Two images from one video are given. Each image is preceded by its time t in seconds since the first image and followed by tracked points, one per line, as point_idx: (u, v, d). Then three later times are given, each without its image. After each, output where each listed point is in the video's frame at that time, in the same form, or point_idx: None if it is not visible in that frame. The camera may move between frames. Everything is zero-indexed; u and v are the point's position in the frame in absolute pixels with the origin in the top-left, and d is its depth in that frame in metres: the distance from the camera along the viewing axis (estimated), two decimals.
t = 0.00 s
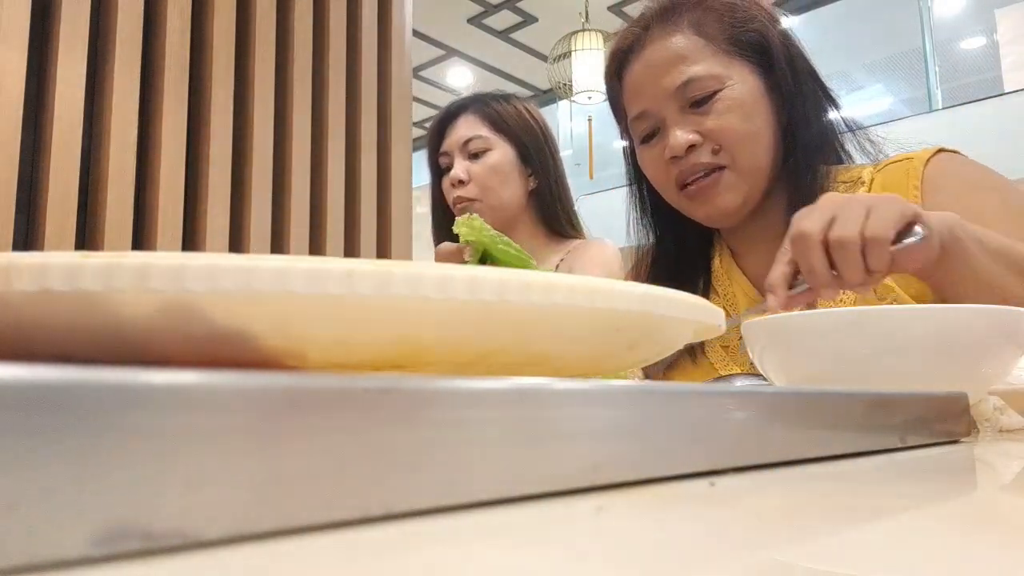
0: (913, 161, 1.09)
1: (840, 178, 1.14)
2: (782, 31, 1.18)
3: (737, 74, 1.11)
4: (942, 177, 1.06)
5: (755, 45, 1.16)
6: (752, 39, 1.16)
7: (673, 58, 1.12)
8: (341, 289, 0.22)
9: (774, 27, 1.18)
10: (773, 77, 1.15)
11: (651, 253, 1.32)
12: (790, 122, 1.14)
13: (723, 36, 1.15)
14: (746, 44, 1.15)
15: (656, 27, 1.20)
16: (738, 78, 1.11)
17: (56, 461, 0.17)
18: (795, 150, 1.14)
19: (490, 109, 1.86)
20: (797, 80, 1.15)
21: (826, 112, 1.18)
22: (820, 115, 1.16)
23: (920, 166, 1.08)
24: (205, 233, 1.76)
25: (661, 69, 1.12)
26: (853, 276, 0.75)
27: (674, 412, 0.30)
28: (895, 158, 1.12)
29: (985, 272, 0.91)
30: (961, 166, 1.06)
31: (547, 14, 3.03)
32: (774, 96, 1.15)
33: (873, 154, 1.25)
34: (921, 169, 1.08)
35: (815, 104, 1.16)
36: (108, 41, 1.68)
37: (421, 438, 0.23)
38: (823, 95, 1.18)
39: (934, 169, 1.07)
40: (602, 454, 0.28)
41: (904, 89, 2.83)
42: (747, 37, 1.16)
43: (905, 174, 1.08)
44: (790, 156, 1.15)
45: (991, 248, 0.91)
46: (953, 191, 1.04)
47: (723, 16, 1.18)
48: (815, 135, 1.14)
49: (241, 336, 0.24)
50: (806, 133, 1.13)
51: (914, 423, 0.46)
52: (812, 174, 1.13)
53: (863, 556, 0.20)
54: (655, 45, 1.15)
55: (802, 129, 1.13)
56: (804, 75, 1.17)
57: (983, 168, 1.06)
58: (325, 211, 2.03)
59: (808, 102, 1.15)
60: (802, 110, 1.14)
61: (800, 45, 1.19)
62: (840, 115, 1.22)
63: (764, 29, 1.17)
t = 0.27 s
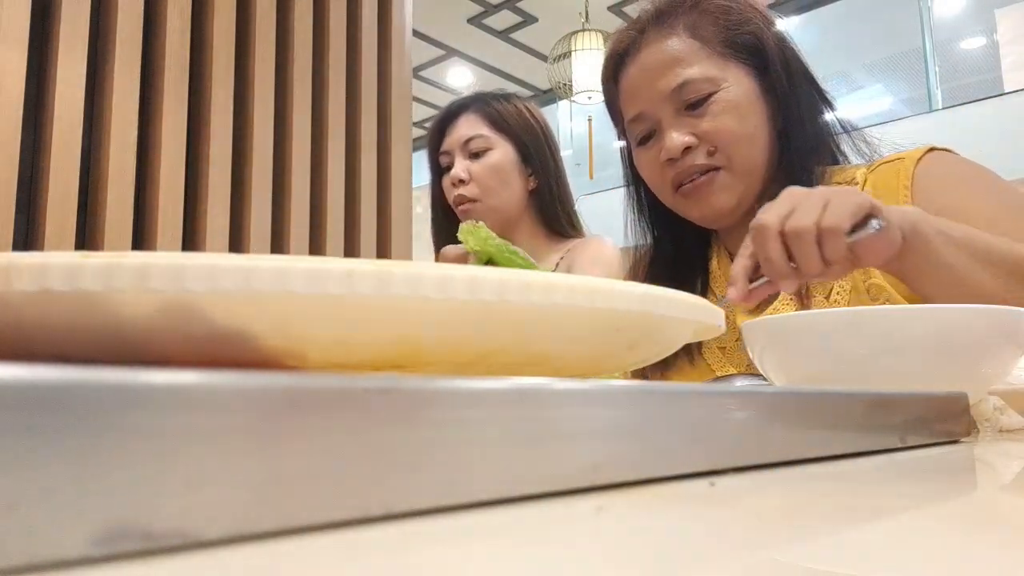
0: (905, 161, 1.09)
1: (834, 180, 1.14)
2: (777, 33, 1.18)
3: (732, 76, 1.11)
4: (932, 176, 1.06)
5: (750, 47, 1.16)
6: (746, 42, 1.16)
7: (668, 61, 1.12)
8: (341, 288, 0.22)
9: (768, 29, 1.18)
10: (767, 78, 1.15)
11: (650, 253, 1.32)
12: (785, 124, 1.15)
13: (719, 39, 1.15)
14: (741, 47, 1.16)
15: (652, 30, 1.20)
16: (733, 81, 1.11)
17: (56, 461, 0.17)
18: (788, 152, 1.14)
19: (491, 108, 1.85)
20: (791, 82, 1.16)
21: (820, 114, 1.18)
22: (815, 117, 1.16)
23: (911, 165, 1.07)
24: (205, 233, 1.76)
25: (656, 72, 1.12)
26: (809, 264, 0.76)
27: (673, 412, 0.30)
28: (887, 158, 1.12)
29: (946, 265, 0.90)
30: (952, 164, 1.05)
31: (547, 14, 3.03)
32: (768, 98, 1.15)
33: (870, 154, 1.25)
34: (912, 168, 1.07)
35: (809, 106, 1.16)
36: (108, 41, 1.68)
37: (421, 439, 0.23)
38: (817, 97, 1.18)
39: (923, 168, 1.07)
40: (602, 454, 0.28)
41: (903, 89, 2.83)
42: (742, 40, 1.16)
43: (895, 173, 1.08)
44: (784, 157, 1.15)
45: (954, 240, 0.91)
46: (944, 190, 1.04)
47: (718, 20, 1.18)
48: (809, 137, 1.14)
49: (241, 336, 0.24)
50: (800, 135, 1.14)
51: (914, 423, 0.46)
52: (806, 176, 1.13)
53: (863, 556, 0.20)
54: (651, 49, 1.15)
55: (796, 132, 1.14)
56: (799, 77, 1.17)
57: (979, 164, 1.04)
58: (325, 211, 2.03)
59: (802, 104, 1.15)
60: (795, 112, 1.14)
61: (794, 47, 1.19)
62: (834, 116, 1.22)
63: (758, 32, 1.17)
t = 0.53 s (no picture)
0: (898, 159, 1.10)
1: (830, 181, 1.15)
2: (770, 33, 1.17)
3: (727, 78, 1.11)
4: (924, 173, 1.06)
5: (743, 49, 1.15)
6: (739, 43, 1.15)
7: (663, 64, 1.12)
8: (341, 289, 0.22)
9: (761, 29, 1.17)
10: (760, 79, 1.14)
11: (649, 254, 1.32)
12: (779, 124, 1.14)
13: (713, 40, 1.15)
14: (736, 48, 1.15)
15: (647, 33, 1.20)
16: (729, 82, 1.11)
17: (56, 461, 0.17)
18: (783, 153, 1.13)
19: (497, 109, 1.85)
20: (786, 82, 1.14)
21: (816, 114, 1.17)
22: (811, 117, 1.15)
23: (903, 164, 1.08)
24: (205, 234, 1.76)
25: (651, 75, 1.12)
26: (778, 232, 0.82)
27: (673, 411, 0.30)
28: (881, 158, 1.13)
29: (936, 240, 0.91)
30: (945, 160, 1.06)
31: (547, 14, 3.03)
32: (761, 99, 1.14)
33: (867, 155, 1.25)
34: (905, 166, 1.08)
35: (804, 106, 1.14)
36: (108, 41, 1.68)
37: (422, 439, 0.23)
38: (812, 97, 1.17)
39: (918, 166, 1.07)
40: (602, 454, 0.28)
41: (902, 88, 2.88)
42: (737, 40, 1.16)
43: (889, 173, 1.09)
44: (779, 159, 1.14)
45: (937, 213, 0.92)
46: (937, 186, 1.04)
47: (712, 21, 1.18)
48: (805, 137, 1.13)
49: (241, 337, 0.24)
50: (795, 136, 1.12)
51: (914, 424, 0.46)
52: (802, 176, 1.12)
53: (861, 556, 0.20)
54: (646, 52, 1.15)
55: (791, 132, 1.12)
56: (793, 75, 1.15)
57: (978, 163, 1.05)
58: (325, 211, 2.03)
59: (798, 104, 1.14)
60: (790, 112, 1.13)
61: (788, 47, 1.18)
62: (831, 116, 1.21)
63: (753, 33, 1.16)
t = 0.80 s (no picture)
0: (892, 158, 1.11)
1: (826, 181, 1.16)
2: (766, 35, 1.18)
3: (722, 79, 1.11)
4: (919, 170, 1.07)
5: (740, 50, 1.16)
6: (736, 44, 1.16)
7: (659, 66, 1.12)
8: (340, 289, 0.22)
9: (757, 31, 1.18)
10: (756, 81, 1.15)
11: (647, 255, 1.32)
12: (774, 126, 1.15)
13: (709, 42, 1.15)
14: (732, 49, 1.15)
15: (642, 35, 1.20)
16: (724, 83, 1.11)
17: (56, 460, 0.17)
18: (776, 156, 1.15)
19: (502, 107, 1.86)
20: (781, 84, 1.15)
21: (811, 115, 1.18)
22: (805, 119, 1.16)
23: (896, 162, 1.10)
24: (205, 233, 1.76)
25: (647, 77, 1.12)
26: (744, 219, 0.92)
27: (672, 411, 0.30)
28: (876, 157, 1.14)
29: (924, 216, 0.91)
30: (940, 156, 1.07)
31: (547, 14, 3.02)
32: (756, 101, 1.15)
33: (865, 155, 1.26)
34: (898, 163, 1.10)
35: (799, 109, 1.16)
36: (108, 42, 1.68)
37: (422, 439, 0.23)
38: (808, 99, 1.18)
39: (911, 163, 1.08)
40: (601, 455, 0.28)
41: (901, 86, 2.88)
42: (732, 42, 1.16)
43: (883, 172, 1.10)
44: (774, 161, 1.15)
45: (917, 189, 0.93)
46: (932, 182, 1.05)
47: (707, 23, 1.18)
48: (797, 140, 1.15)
49: (241, 337, 0.24)
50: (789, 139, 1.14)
51: (914, 424, 0.46)
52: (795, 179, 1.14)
53: (862, 556, 0.20)
54: (641, 54, 1.15)
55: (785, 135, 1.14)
56: (788, 78, 1.16)
57: (977, 159, 1.05)
58: (325, 211, 2.03)
59: (792, 106, 1.15)
60: (784, 115, 1.14)
61: (784, 49, 1.19)
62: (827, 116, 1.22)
63: (748, 35, 1.17)
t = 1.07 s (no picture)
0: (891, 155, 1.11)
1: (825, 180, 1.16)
2: (768, 34, 1.18)
3: (723, 78, 1.11)
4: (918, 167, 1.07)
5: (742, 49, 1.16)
6: (738, 43, 1.16)
7: (660, 65, 1.12)
8: (340, 289, 0.22)
9: (759, 29, 1.18)
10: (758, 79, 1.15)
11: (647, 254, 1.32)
12: (775, 125, 1.15)
13: (710, 41, 1.15)
14: (734, 48, 1.15)
15: (643, 34, 1.20)
16: (725, 82, 1.11)
17: (55, 460, 0.17)
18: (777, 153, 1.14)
19: (502, 107, 1.87)
20: (783, 82, 1.15)
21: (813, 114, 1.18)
22: (807, 117, 1.16)
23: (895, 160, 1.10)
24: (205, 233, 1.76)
25: (648, 75, 1.12)
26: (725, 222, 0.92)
27: (671, 410, 0.30)
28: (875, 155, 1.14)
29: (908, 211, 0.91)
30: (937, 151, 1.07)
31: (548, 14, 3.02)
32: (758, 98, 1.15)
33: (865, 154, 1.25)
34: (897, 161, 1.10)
35: (800, 107, 1.15)
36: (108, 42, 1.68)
37: (422, 439, 0.23)
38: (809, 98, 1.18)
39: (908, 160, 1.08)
40: (601, 455, 0.28)
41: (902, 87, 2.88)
42: (734, 41, 1.16)
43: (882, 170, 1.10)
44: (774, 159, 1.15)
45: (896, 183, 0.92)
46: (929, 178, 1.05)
47: (708, 22, 1.18)
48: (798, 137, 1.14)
49: (241, 337, 0.24)
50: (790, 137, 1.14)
51: (914, 424, 0.46)
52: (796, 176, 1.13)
53: (862, 555, 0.20)
54: (642, 52, 1.15)
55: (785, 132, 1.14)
56: (790, 76, 1.16)
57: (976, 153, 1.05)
58: (325, 211, 2.03)
59: (794, 104, 1.15)
60: (787, 113, 1.14)
61: (786, 48, 1.19)
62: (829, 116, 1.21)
63: (749, 33, 1.17)
